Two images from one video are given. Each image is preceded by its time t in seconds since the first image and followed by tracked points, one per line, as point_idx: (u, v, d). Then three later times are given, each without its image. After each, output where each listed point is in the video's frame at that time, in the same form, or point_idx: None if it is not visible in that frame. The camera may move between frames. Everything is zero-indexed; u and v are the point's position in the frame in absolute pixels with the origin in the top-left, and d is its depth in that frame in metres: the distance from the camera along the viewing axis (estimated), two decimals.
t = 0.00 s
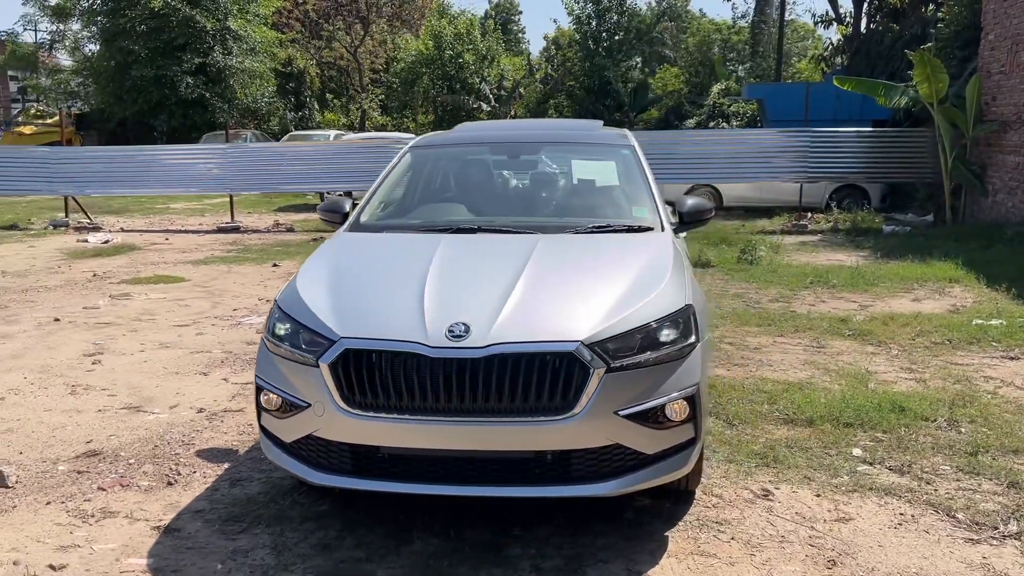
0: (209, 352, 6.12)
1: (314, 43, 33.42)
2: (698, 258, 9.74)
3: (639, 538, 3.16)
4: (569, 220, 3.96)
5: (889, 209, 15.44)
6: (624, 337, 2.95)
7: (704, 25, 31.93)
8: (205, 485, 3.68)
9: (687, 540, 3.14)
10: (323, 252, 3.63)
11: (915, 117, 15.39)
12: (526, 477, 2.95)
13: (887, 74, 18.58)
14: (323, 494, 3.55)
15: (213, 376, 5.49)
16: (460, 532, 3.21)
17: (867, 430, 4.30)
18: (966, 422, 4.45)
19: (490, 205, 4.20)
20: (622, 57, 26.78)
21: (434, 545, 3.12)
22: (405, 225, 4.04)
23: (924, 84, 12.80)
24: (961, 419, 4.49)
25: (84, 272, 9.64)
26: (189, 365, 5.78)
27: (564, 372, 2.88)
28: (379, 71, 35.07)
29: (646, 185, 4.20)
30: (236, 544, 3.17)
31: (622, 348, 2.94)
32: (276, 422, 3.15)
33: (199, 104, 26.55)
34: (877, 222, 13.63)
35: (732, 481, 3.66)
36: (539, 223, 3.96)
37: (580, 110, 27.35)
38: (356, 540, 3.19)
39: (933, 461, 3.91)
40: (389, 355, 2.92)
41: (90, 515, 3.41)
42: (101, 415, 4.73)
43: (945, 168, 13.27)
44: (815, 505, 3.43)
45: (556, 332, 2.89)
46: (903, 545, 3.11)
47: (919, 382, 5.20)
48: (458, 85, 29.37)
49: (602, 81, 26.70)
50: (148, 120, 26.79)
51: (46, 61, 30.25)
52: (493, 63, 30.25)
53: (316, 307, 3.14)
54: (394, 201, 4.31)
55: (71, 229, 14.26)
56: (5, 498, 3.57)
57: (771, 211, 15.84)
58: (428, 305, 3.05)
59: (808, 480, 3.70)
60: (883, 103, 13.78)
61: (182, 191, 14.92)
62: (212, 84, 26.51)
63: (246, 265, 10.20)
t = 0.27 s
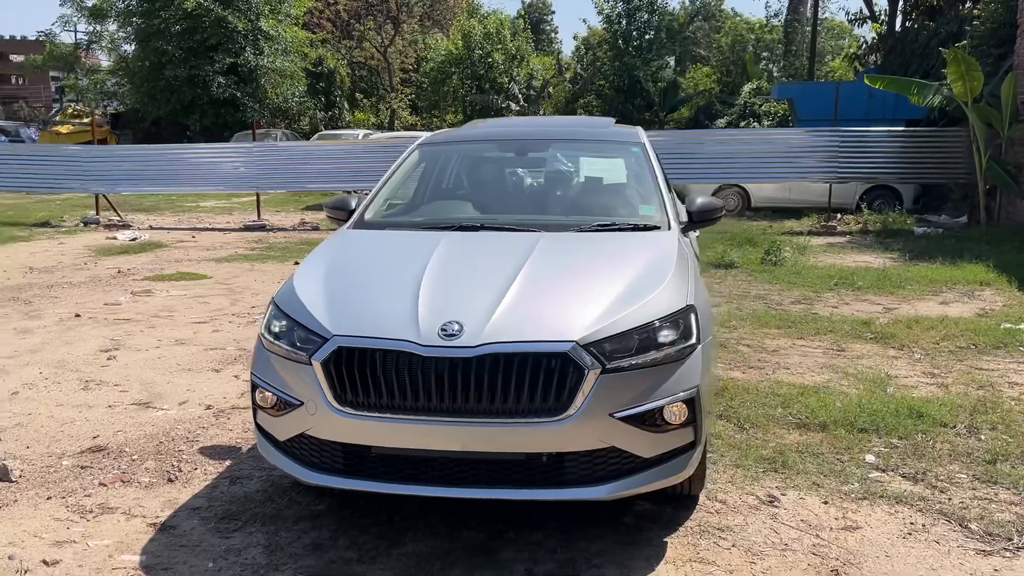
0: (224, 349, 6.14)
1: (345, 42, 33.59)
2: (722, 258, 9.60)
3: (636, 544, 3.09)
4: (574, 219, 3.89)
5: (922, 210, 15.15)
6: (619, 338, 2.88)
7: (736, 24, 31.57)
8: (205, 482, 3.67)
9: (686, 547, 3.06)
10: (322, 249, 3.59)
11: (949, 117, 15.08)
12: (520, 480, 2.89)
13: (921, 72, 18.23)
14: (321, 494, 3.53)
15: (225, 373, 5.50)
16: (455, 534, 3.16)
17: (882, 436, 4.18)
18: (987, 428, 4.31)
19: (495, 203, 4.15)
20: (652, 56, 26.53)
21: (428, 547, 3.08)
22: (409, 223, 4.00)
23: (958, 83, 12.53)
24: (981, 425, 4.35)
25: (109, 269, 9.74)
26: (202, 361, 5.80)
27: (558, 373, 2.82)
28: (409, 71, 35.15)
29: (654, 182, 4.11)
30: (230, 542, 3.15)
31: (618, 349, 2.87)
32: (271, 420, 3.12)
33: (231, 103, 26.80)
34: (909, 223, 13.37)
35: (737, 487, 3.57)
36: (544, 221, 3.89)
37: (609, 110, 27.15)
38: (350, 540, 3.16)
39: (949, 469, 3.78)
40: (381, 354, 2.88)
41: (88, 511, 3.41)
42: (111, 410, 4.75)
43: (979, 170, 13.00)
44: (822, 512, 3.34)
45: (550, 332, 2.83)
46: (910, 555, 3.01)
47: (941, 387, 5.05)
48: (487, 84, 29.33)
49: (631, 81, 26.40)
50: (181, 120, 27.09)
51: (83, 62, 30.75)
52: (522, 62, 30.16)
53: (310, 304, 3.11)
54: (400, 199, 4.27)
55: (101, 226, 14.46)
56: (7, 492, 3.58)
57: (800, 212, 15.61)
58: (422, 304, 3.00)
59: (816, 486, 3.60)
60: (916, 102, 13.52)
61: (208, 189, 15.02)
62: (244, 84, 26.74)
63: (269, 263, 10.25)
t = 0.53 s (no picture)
0: (233, 348, 6.12)
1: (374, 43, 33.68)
2: (743, 261, 9.44)
3: (630, 555, 3.00)
4: (576, 221, 3.81)
5: (954, 213, 14.82)
6: (613, 343, 2.80)
7: (767, 24, 31.17)
8: (199, 484, 3.64)
9: (681, 560, 2.96)
10: (317, 250, 3.54)
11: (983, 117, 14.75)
12: (508, 488, 2.82)
13: (956, 72, 17.87)
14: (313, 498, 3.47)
15: (232, 373, 5.48)
16: (444, 542, 3.09)
17: (894, 447, 4.04)
18: (1006, 440, 4.15)
19: (497, 203, 4.09)
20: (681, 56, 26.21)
21: (415, 555, 3.01)
22: (409, 224, 3.94)
23: (992, 83, 12.25)
24: (1000, 437, 4.19)
25: (130, 267, 9.81)
26: (210, 361, 5.78)
27: (546, 379, 2.74)
28: (437, 71, 35.16)
29: (659, 184, 4.02)
30: (217, 546, 3.11)
31: (609, 355, 2.79)
32: (258, 423, 3.07)
33: (260, 103, 27.00)
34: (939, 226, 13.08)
35: (739, 498, 3.47)
36: (545, 222, 3.81)
37: (637, 111, 26.89)
38: (338, 546, 3.10)
39: (963, 482, 3.65)
40: (367, 358, 2.82)
41: (79, 511, 3.38)
42: (114, 409, 4.74)
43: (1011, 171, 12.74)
44: (825, 526, 3.22)
45: (539, 337, 2.76)
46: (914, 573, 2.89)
47: (961, 395, 4.88)
48: (514, 85, 29.24)
49: (659, 81, 25.99)
50: (211, 120, 27.34)
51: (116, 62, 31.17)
52: (550, 62, 30.03)
53: (299, 306, 3.06)
54: (401, 199, 4.21)
55: (127, 225, 14.60)
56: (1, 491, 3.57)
57: (828, 214, 15.35)
58: (411, 307, 2.94)
59: (822, 498, 3.48)
60: (948, 102, 13.25)
61: (233, 188, 15.09)
62: (272, 83, 26.92)
63: (288, 262, 10.26)
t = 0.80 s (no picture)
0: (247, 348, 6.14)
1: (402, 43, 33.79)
2: (765, 265, 9.32)
3: (625, 566, 2.94)
4: (580, 225, 3.76)
5: (986, 217, 14.52)
6: (607, 350, 2.75)
7: (798, 24, 30.82)
8: (199, 485, 3.64)
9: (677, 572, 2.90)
10: (318, 251, 3.53)
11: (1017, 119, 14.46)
12: (499, 496, 2.78)
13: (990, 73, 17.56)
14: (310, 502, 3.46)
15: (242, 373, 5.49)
16: (437, 548, 3.06)
17: (906, 457, 3.94)
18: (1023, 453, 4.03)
19: (502, 206, 4.05)
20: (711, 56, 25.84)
21: (407, 561, 2.98)
22: (412, 226, 3.91)
23: None
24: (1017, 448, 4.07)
25: (152, 266, 9.92)
26: (223, 360, 5.81)
27: (538, 385, 2.70)
28: (466, 71, 35.20)
29: (666, 186, 3.96)
30: (210, 549, 3.10)
31: (603, 362, 2.74)
32: (253, 426, 3.06)
33: (289, 104, 27.22)
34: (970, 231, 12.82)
35: (741, 508, 3.40)
36: (548, 226, 3.77)
37: (664, 112, 26.66)
38: (331, 551, 3.07)
39: (975, 495, 3.54)
40: (358, 362, 2.80)
41: (79, 511, 3.40)
42: (124, 408, 4.77)
43: None
44: (828, 539, 3.14)
45: (531, 343, 2.71)
46: None
47: (980, 405, 4.76)
48: (541, 85, 29.20)
49: (688, 81, 25.81)
50: (241, 120, 27.60)
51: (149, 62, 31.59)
52: (578, 63, 29.94)
53: (294, 309, 3.04)
54: (407, 202, 4.19)
55: (154, 223, 14.77)
56: (5, 489, 3.60)
57: (856, 217, 15.12)
58: (405, 311, 2.91)
59: (827, 510, 3.40)
60: (981, 104, 13.00)
61: (260, 189, 15.21)
62: (301, 84, 27.11)
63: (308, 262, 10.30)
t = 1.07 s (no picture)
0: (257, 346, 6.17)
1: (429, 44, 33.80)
2: (785, 267, 9.20)
3: (614, 572, 2.91)
4: (577, 227, 3.72)
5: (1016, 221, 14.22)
6: (593, 353, 2.71)
7: (830, 24, 30.40)
8: (195, 483, 3.65)
9: None
10: (313, 250, 3.53)
11: None
12: (482, 499, 2.75)
13: None
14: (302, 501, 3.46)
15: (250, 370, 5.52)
16: (425, 550, 3.04)
17: (912, 466, 3.85)
18: None
19: (501, 207, 4.02)
20: (739, 58, 25.17)
21: (393, 563, 2.96)
22: (410, 226, 3.90)
23: None
24: None
25: (173, 264, 10.02)
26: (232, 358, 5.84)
27: (522, 388, 2.67)
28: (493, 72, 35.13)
29: (667, 188, 3.91)
30: (200, 546, 3.11)
31: (590, 366, 2.70)
32: (242, 424, 3.06)
33: (316, 104, 27.46)
34: (999, 235, 12.56)
35: (737, 515, 3.34)
36: (545, 228, 3.74)
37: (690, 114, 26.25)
38: (319, 551, 3.07)
39: (980, 507, 3.45)
40: (344, 363, 2.79)
41: (74, 507, 3.43)
42: (130, 404, 4.81)
43: None
44: (823, 549, 3.08)
45: (515, 345, 2.69)
46: None
47: (993, 413, 4.64)
48: (568, 86, 29.05)
49: (716, 83, 25.04)
50: (268, 120, 27.74)
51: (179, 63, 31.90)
52: (604, 64, 29.75)
53: (282, 308, 3.04)
54: (406, 203, 4.19)
55: (179, 222, 14.94)
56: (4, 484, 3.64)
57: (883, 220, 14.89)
58: (392, 311, 2.89)
59: (825, 518, 3.34)
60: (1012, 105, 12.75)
61: (285, 189, 15.31)
62: (328, 84, 27.39)
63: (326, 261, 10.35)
